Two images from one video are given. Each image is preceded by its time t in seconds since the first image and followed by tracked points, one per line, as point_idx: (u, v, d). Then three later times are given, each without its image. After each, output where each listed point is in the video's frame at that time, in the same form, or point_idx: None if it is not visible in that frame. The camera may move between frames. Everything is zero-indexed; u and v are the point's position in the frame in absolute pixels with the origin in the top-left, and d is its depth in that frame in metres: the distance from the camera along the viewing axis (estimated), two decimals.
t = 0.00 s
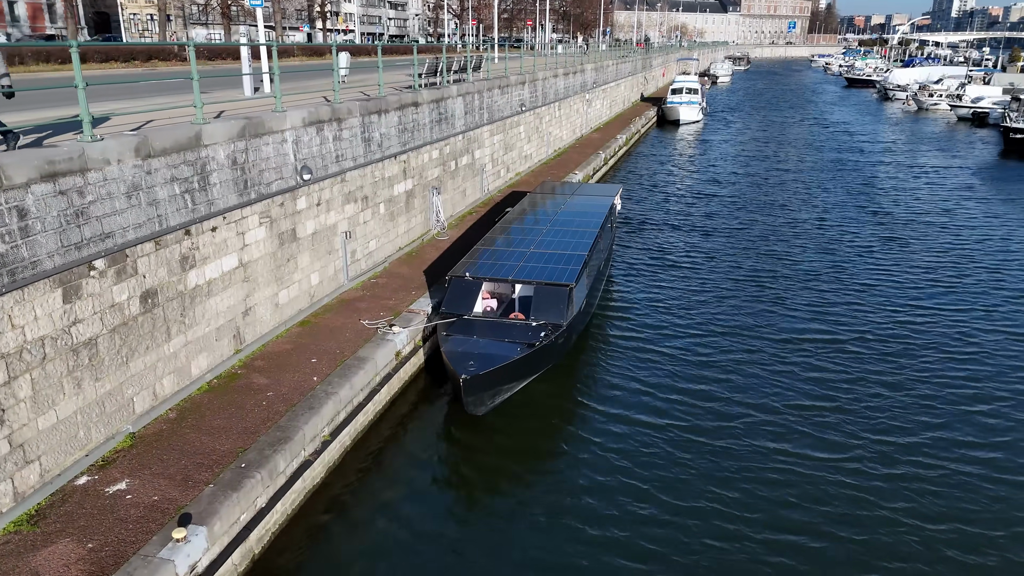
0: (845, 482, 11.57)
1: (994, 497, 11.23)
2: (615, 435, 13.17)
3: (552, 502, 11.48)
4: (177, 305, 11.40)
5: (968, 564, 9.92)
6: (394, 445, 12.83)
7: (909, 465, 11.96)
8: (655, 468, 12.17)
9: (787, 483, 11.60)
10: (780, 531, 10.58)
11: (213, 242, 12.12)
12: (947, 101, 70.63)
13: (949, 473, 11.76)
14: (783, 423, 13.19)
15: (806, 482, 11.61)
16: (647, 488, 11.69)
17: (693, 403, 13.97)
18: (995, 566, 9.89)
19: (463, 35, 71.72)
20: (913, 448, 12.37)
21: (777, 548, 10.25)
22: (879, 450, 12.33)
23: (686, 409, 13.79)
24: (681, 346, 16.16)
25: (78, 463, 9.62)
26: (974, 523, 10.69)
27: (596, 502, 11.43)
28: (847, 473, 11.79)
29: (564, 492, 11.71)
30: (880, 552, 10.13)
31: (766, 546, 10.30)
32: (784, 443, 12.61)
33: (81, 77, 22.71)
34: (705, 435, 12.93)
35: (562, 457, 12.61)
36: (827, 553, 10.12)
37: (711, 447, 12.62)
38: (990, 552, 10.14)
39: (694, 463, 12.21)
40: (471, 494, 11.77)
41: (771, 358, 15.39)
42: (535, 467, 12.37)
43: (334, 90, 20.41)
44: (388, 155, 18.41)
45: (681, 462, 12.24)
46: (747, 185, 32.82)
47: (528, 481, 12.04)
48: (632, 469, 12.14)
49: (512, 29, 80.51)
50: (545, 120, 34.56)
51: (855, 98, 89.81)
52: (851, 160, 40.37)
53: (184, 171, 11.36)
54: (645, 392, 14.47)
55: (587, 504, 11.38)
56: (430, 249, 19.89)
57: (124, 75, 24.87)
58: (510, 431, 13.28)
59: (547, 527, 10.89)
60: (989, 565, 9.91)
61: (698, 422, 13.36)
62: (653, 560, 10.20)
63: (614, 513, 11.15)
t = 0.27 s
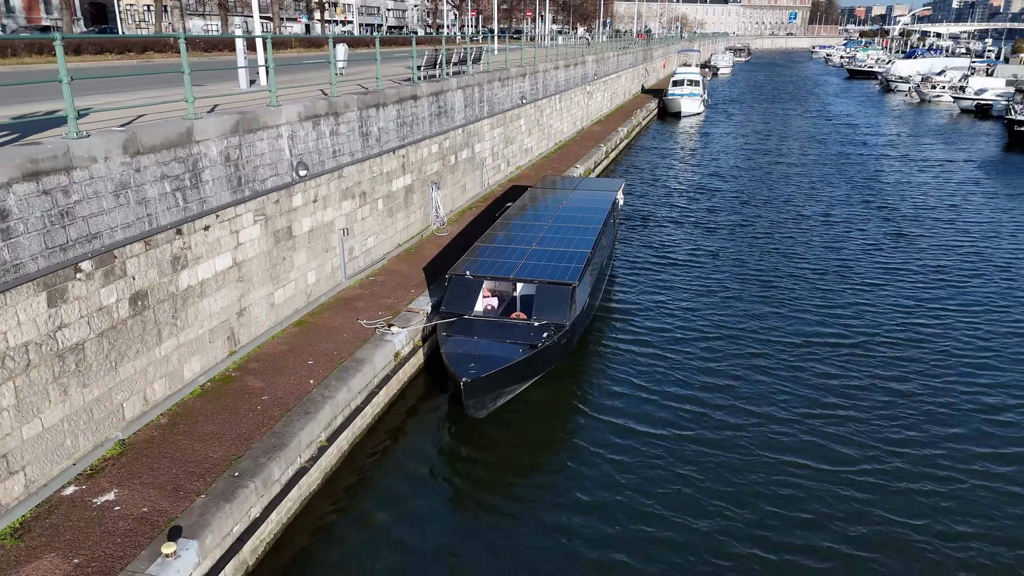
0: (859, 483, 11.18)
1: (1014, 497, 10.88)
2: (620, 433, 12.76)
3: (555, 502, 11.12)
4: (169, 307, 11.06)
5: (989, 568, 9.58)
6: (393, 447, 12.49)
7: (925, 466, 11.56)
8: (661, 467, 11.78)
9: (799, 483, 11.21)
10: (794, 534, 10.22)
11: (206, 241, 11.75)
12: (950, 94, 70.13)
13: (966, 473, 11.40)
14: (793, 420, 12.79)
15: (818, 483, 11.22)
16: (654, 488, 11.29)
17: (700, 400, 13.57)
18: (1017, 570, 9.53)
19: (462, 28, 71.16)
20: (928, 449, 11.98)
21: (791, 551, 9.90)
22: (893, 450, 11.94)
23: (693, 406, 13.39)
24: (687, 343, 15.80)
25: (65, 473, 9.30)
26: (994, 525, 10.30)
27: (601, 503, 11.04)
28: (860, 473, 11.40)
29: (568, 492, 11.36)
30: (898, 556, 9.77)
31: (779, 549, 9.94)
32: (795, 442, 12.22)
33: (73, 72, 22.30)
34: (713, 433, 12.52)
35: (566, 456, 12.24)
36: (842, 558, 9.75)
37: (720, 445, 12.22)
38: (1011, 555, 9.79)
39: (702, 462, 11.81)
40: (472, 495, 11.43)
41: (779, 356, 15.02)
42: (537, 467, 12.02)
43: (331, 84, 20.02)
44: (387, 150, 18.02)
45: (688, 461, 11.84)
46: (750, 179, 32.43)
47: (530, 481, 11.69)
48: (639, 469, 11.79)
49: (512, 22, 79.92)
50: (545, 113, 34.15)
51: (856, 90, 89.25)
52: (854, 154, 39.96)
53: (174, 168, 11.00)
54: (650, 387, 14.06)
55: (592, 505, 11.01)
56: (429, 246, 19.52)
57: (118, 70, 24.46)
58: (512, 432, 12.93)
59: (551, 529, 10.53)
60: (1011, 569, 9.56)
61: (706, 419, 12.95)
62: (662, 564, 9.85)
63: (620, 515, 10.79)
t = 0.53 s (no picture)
0: (870, 494, 10.84)
1: None
2: (623, 439, 12.42)
3: (558, 512, 10.79)
4: (158, 309, 10.68)
5: None
6: (390, 453, 12.14)
7: (937, 474, 11.24)
8: (666, 475, 11.45)
9: (808, 493, 10.88)
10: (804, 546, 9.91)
11: (196, 240, 11.36)
12: (953, 85, 69.53)
13: (981, 481, 11.07)
14: (801, 426, 12.46)
15: (829, 492, 10.89)
16: (659, 498, 10.97)
17: (706, 403, 13.22)
18: None
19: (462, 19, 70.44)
20: (941, 456, 11.64)
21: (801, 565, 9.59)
22: (906, 457, 11.61)
23: (698, 410, 13.04)
24: (692, 343, 15.44)
25: (50, 484, 8.96)
26: (1012, 538, 9.96)
27: (604, 513, 10.71)
28: (872, 483, 11.06)
29: (569, 500, 11.05)
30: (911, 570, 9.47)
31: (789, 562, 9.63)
32: (803, 448, 11.88)
33: (65, 64, 21.85)
34: (719, 439, 12.19)
35: (567, 463, 11.92)
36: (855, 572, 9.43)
37: (727, 451, 11.89)
38: None
39: (707, 470, 11.47)
40: (471, 502, 11.14)
41: (785, 357, 14.67)
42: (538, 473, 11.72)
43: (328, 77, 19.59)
44: (384, 144, 17.61)
45: (693, 469, 11.51)
46: (753, 173, 32.01)
47: (531, 488, 11.39)
48: (644, 477, 11.46)
49: (512, 12, 79.23)
50: (546, 106, 33.70)
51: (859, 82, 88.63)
52: (858, 147, 39.51)
53: (163, 166, 10.61)
54: (654, 390, 13.73)
55: (594, 516, 10.69)
56: (428, 242, 19.14)
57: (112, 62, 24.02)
58: (513, 436, 12.59)
59: (551, 541, 10.23)
60: None
61: (712, 424, 12.61)
62: None
63: (625, 526, 10.46)
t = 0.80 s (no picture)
0: (881, 502, 10.52)
1: None
2: (626, 444, 12.08)
3: (561, 521, 10.46)
4: (146, 312, 10.32)
5: None
6: (387, 458, 11.80)
7: (949, 483, 10.92)
8: (671, 482, 11.12)
9: (817, 502, 10.56)
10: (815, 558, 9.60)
11: (186, 240, 10.98)
12: (955, 77, 69.00)
13: (995, 489, 10.77)
14: (809, 431, 12.12)
15: (840, 501, 10.58)
16: (664, 507, 10.64)
17: (710, 407, 12.89)
18: None
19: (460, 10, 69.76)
20: (953, 463, 11.32)
21: None
22: (916, 465, 11.29)
23: (703, 414, 12.71)
24: (697, 344, 15.10)
25: (33, 496, 8.62)
26: None
27: (607, 523, 10.38)
28: (883, 491, 10.73)
29: (572, 508, 10.72)
30: None
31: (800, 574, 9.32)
32: (811, 455, 11.55)
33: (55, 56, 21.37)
34: (724, 445, 11.85)
35: (569, 468, 11.59)
36: None
37: (732, 457, 11.55)
38: None
39: (712, 477, 11.15)
40: (470, 510, 10.82)
41: (791, 359, 14.34)
42: (539, 479, 11.39)
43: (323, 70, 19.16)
44: (381, 139, 17.21)
45: (699, 477, 11.18)
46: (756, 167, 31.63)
47: (532, 495, 11.06)
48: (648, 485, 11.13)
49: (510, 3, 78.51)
50: (546, 98, 33.25)
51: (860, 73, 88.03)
52: (861, 140, 39.11)
53: (151, 163, 10.23)
54: (658, 393, 13.39)
55: (598, 525, 10.36)
56: (426, 239, 18.76)
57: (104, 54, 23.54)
58: (514, 440, 12.24)
59: (553, 550, 9.92)
60: None
61: (716, 429, 12.28)
62: None
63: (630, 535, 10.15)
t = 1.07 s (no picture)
0: (891, 515, 10.20)
1: None
2: (628, 452, 11.76)
3: (562, 534, 10.13)
4: (132, 317, 9.94)
5: None
6: (382, 466, 11.44)
7: (961, 494, 10.60)
8: (674, 492, 10.80)
9: (825, 513, 10.24)
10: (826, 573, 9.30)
11: (173, 241, 10.59)
12: (957, 69, 68.51)
13: (1010, 501, 10.46)
14: (816, 438, 11.81)
15: (849, 511, 10.28)
16: (667, 518, 10.32)
17: (715, 413, 12.55)
18: None
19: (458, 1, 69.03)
20: (964, 473, 11.00)
21: None
22: (927, 475, 10.98)
23: (707, 420, 12.38)
24: (700, 345, 14.75)
25: (12, 511, 8.28)
26: None
27: (611, 536, 10.06)
28: (893, 503, 10.41)
29: (571, 519, 10.41)
30: None
31: None
32: (819, 464, 11.23)
33: (43, 48, 20.90)
34: (729, 453, 11.52)
35: (570, 477, 11.27)
36: None
37: (738, 466, 11.23)
38: None
39: (717, 487, 10.83)
40: (467, 521, 10.48)
41: (797, 362, 14.00)
42: (538, 487, 11.07)
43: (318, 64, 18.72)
44: (377, 134, 16.80)
45: (703, 487, 10.86)
46: (758, 162, 31.23)
47: (531, 504, 10.74)
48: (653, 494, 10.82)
49: None
50: (544, 91, 32.80)
51: (860, 65, 87.48)
52: (863, 134, 38.72)
53: (136, 162, 9.83)
54: (661, 398, 13.06)
55: (599, 538, 10.04)
56: (424, 236, 18.37)
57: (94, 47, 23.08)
58: (513, 446, 11.90)
59: (552, 564, 9.60)
60: None
61: (721, 436, 11.95)
62: None
63: (633, 549, 9.85)
